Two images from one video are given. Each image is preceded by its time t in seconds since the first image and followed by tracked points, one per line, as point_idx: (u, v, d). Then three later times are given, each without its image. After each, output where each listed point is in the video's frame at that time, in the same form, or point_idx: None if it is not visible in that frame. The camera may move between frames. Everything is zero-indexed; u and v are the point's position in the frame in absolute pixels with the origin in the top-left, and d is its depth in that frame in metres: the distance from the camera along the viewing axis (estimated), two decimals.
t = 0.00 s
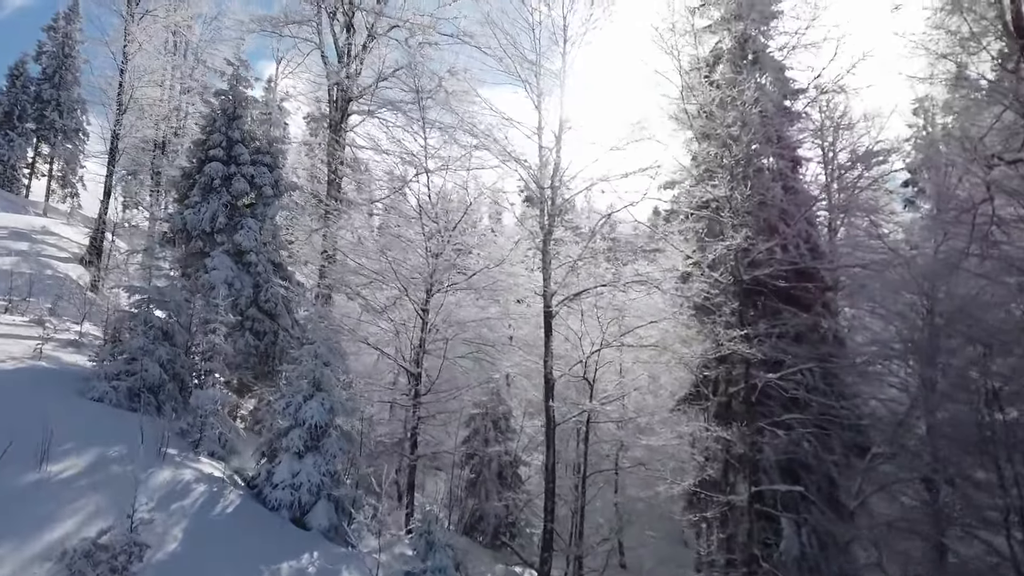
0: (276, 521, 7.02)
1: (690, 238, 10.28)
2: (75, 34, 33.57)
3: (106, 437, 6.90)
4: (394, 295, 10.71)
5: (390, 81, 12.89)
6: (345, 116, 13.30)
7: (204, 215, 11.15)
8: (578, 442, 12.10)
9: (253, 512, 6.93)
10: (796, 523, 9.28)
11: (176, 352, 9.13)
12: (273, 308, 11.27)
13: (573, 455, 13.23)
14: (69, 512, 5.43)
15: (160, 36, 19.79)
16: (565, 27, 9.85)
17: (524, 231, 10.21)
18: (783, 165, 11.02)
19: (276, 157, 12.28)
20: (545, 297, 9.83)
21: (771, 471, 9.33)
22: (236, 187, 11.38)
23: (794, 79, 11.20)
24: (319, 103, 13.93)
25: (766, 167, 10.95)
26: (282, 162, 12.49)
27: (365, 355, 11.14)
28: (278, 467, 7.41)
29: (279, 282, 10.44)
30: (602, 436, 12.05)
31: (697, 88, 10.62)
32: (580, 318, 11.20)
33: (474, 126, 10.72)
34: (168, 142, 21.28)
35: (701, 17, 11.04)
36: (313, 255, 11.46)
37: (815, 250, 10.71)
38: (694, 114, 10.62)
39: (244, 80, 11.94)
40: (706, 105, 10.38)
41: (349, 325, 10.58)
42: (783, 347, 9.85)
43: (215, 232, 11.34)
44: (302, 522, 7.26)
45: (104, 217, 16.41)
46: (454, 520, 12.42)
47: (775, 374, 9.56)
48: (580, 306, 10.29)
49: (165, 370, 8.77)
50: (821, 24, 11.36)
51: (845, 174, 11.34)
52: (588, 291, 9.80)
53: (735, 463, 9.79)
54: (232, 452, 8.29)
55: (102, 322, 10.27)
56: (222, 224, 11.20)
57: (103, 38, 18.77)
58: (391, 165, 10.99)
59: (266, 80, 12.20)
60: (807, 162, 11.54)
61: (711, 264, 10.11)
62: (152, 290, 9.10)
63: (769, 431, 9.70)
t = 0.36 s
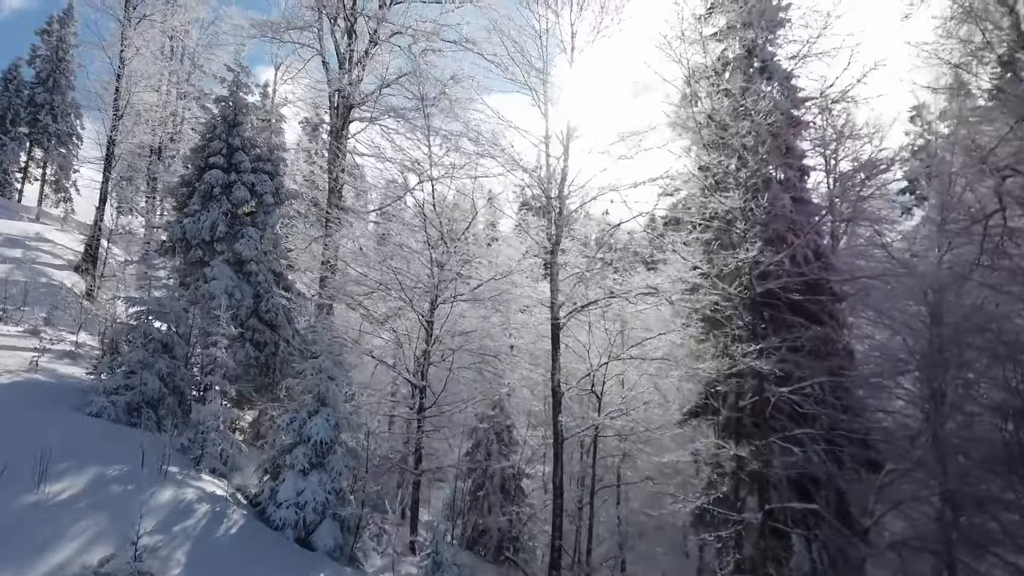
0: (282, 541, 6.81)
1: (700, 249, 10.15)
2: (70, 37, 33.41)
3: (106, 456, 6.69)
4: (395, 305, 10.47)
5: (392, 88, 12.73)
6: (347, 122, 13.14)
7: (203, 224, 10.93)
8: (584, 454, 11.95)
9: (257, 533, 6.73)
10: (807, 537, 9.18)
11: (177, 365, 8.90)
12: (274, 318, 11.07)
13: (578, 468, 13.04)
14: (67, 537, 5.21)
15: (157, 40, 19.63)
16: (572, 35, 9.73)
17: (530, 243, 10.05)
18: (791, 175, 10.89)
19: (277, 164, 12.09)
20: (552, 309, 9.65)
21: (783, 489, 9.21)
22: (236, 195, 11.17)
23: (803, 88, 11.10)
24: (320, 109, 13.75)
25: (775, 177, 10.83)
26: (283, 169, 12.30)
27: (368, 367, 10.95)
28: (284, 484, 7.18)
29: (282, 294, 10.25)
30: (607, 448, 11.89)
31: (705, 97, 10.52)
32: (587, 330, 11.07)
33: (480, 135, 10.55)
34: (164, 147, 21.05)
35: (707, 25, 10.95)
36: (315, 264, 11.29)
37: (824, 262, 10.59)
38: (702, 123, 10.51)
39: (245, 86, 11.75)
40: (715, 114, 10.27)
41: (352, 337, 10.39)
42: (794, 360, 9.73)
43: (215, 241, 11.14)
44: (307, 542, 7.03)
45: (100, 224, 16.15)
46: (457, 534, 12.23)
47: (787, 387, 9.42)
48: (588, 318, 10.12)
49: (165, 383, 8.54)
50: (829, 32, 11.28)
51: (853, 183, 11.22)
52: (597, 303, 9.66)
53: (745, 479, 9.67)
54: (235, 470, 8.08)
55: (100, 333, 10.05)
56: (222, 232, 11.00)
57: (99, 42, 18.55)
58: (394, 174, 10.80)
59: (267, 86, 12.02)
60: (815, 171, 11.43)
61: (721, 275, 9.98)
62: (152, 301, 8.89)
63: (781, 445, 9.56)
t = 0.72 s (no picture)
0: (288, 562, 6.63)
1: (709, 259, 10.04)
2: (65, 41, 33.19)
3: (106, 473, 6.49)
4: (399, 316, 10.29)
5: (395, 94, 12.60)
6: (349, 129, 12.98)
7: (204, 232, 10.73)
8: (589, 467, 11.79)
9: (262, 553, 6.54)
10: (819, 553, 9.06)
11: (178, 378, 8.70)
12: (275, 328, 10.88)
13: (583, 480, 12.85)
14: (68, 562, 5.01)
15: (154, 45, 19.44)
16: (581, 43, 9.61)
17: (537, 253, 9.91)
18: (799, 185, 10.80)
19: (278, 171, 11.91)
20: (560, 320, 9.50)
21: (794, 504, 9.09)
22: (237, 203, 10.97)
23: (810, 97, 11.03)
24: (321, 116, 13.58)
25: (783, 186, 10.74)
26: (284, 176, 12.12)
27: (370, 378, 10.76)
28: (289, 503, 7.00)
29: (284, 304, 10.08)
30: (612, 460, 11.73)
31: (712, 106, 10.40)
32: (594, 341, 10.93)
33: (486, 142, 10.38)
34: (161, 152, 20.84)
35: (714, 32, 10.84)
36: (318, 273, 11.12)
37: (834, 273, 10.44)
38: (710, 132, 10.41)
39: (246, 92, 11.58)
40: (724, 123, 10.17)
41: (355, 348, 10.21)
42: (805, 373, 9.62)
43: (215, 250, 10.94)
44: (312, 563, 6.85)
45: (96, 230, 15.90)
46: (461, 548, 12.04)
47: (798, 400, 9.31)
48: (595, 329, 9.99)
49: (166, 397, 8.34)
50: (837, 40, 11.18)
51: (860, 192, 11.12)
52: (606, 314, 9.51)
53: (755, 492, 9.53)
54: (238, 486, 7.89)
55: (97, 344, 9.83)
56: (222, 241, 10.80)
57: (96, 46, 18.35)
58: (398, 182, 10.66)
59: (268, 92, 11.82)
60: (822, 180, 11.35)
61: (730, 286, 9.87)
62: (152, 313, 8.68)
63: (792, 459, 9.44)
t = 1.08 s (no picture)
0: None
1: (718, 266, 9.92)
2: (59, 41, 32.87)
3: (107, 489, 6.29)
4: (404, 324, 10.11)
5: (398, 98, 12.45)
6: (351, 133, 12.80)
7: (204, 238, 10.52)
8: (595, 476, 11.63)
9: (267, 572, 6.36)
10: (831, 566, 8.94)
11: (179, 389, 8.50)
12: (277, 336, 10.67)
13: (588, 490, 12.69)
14: None
15: (151, 46, 19.22)
16: (590, 47, 9.46)
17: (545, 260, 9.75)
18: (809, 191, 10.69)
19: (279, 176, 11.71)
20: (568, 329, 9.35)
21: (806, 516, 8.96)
22: (238, 208, 10.76)
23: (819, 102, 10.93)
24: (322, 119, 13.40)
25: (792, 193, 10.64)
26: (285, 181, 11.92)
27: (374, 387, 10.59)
28: (295, 519, 6.85)
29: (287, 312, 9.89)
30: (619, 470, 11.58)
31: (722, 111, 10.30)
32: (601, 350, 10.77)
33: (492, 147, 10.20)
34: (156, 155, 20.56)
35: (722, 37, 10.72)
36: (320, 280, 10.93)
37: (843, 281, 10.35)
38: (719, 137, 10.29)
39: (247, 95, 11.38)
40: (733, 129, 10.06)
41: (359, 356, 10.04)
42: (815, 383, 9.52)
43: (215, 256, 10.73)
44: None
45: (91, 234, 15.61)
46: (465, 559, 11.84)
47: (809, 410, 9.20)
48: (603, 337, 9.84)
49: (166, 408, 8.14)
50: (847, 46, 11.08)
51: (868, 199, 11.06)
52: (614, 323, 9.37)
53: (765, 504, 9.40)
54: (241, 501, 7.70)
55: (94, 353, 9.58)
56: (223, 247, 10.59)
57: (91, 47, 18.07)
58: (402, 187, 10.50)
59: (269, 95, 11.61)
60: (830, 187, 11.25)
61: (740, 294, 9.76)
62: (152, 321, 8.48)
63: (803, 470, 9.32)
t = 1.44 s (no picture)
0: None
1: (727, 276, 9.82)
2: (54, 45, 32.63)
3: (108, 508, 6.08)
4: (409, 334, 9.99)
5: (400, 103, 12.29)
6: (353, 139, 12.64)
7: (204, 246, 10.33)
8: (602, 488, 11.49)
9: None
10: None
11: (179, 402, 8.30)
12: (278, 346, 10.48)
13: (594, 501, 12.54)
14: None
15: (148, 50, 19.01)
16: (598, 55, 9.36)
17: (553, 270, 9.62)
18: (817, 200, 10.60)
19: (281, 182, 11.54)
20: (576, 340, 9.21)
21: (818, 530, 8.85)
22: (239, 216, 10.58)
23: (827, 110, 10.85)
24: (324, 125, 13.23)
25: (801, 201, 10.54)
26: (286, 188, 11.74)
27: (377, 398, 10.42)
28: (301, 537, 6.67)
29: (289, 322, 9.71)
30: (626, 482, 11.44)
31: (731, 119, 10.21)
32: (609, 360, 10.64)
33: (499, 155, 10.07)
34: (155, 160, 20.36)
35: (731, 44, 10.64)
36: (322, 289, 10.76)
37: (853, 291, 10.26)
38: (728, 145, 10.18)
39: (248, 101, 11.20)
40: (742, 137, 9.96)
41: (362, 367, 9.86)
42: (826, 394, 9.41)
43: (216, 265, 10.54)
44: None
45: (89, 240, 15.39)
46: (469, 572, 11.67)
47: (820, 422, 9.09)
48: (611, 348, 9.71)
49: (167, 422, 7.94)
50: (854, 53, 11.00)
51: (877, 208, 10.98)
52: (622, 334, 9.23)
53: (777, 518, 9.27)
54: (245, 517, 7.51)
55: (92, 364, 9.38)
56: (223, 256, 10.41)
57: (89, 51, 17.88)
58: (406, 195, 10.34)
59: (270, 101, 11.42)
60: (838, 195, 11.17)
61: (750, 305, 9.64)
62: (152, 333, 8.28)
63: (815, 483, 9.20)
